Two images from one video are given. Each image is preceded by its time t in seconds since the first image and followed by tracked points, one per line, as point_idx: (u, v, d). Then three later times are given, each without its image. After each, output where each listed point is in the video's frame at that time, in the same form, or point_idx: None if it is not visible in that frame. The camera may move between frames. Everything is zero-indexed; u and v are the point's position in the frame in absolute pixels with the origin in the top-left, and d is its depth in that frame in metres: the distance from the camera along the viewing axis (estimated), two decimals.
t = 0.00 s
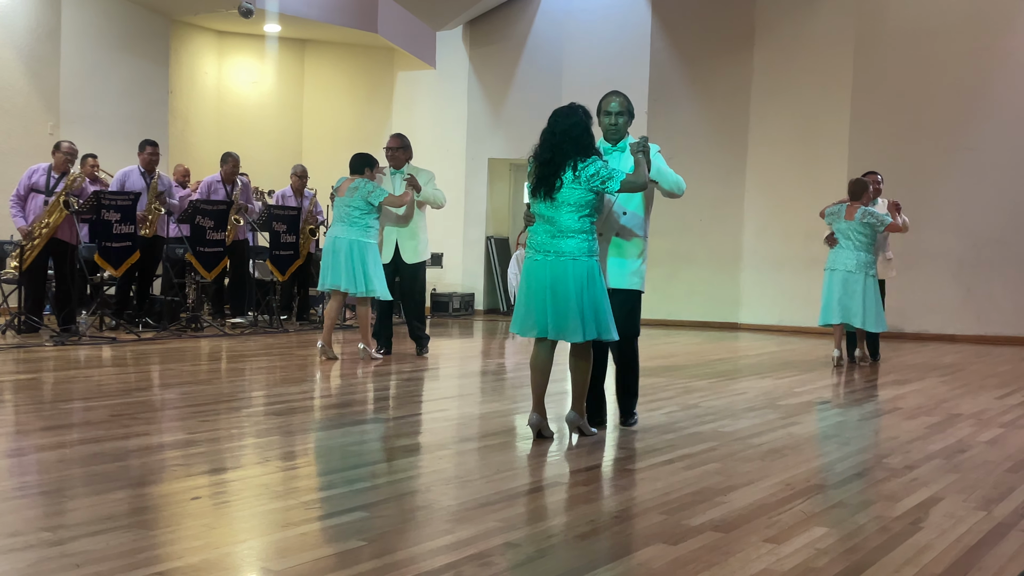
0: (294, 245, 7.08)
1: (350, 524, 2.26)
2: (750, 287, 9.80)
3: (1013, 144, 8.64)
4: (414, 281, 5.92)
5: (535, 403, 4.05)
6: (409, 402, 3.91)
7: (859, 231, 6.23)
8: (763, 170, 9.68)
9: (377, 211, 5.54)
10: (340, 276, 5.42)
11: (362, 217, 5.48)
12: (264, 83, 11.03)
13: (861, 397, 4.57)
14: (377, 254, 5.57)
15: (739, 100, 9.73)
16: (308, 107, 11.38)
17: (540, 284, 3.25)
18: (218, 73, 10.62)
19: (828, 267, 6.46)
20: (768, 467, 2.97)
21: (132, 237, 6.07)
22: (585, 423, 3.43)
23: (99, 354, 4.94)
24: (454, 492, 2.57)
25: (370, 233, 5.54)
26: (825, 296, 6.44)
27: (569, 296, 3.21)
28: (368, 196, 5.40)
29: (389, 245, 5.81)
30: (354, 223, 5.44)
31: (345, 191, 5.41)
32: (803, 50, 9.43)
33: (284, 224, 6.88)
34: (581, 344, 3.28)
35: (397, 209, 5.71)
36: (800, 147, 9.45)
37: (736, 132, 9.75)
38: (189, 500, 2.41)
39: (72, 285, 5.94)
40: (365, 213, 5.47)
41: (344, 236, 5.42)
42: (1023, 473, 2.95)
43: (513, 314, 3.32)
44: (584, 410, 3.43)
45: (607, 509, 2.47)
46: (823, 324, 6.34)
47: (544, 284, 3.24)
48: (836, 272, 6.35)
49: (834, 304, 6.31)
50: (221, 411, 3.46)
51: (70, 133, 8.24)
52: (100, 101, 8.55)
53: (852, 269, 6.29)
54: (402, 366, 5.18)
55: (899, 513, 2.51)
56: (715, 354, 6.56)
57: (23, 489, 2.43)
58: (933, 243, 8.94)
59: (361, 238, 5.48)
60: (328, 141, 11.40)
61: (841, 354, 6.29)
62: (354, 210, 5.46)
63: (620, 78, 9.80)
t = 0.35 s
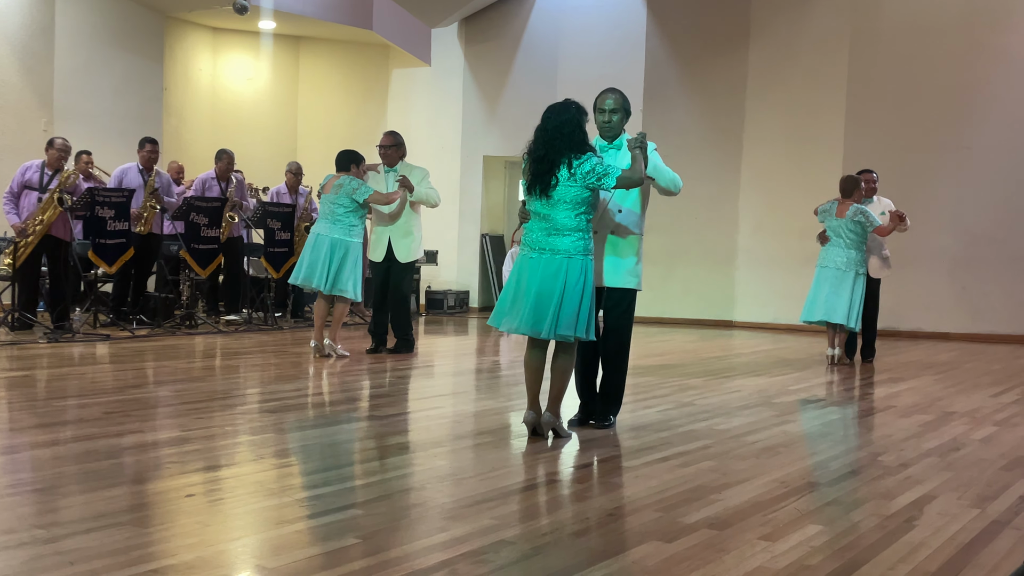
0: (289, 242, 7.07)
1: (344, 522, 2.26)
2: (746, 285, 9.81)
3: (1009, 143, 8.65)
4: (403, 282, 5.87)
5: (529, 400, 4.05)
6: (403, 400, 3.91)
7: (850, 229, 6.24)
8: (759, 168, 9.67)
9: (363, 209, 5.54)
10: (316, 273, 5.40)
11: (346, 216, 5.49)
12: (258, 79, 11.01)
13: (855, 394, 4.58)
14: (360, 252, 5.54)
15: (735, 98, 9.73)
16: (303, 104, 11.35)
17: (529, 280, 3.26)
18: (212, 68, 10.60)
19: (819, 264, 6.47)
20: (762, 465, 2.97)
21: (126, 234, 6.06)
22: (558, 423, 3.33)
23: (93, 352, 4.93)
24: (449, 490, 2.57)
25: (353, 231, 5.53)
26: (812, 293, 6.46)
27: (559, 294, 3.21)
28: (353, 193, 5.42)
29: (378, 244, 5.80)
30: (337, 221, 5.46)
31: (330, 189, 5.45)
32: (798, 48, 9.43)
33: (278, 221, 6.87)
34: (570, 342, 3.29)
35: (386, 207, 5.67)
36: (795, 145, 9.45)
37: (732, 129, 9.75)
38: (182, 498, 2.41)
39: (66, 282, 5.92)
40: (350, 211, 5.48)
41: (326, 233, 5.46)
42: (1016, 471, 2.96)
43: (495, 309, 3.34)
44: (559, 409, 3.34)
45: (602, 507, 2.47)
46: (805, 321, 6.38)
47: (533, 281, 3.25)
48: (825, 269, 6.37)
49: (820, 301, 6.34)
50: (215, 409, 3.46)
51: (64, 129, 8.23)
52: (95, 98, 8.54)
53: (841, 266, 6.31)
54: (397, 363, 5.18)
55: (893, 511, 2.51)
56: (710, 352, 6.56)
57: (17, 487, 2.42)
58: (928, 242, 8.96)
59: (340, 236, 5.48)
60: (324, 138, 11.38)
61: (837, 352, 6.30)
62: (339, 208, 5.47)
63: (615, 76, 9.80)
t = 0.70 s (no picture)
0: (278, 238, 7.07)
1: (331, 517, 2.25)
2: (736, 282, 9.84)
3: (998, 141, 8.70)
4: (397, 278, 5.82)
5: (517, 396, 4.04)
6: (392, 394, 3.91)
7: (841, 225, 6.26)
8: (750, 165, 9.68)
9: (356, 202, 5.54)
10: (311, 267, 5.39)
11: (338, 209, 5.50)
12: (248, 74, 10.98)
13: (843, 390, 4.60)
14: (353, 247, 5.56)
15: (726, 95, 9.74)
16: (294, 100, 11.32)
17: (529, 277, 3.27)
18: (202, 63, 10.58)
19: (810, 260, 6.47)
20: (751, 460, 2.98)
21: (114, 228, 6.05)
22: (548, 419, 3.32)
23: (81, 347, 4.91)
24: (438, 485, 2.57)
25: (346, 228, 5.54)
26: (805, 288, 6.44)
27: (559, 291, 3.21)
28: (346, 186, 5.43)
29: (373, 238, 5.78)
30: (329, 214, 5.46)
31: (322, 182, 5.45)
32: (788, 45, 9.45)
33: (267, 216, 6.87)
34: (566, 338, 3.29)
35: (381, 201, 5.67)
36: (786, 142, 9.47)
37: (722, 126, 9.76)
38: (170, 493, 2.40)
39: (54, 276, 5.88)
40: (342, 204, 5.48)
41: (319, 228, 5.44)
42: (1003, 466, 2.98)
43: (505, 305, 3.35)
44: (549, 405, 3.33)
45: (591, 502, 2.47)
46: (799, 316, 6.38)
47: (534, 278, 3.25)
48: (817, 265, 6.37)
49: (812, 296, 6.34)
50: (204, 404, 3.45)
51: (52, 124, 8.19)
52: (85, 93, 8.51)
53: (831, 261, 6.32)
54: (387, 358, 5.18)
55: (880, 506, 2.52)
56: (699, 348, 6.58)
57: (2, 481, 2.41)
58: (919, 239, 9.00)
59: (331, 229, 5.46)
60: (314, 134, 11.35)
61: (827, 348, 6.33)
62: (331, 201, 5.47)
63: (607, 73, 9.81)
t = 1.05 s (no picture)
0: (270, 235, 7.06)
1: (323, 515, 2.25)
2: (730, 280, 9.84)
3: (992, 141, 8.72)
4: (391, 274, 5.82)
5: (511, 394, 4.04)
6: (384, 392, 3.90)
7: (833, 224, 6.25)
8: (744, 164, 9.68)
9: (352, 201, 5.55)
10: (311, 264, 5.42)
11: (335, 207, 5.51)
12: (241, 71, 10.94)
13: (836, 388, 4.61)
14: (348, 244, 5.57)
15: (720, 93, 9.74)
16: (288, 98, 11.29)
17: (526, 276, 3.27)
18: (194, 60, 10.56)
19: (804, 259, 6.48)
20: (744, 458, 2.98)
21: (106, 226, 6.04)
22: (543, 412, 3.31)
23: (73, 344, 4.90)
24: (431, 483, 2.57)
25: (342, 221, 5.56)
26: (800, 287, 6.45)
27: (555, 288, 3.21)
28: (342, 187, 5.41)
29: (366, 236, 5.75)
30: (326, 212, 5.46)
31: (319, 181, 5.42)
32: (781, 43, 9.45)
33: (260, 213, 6.86)
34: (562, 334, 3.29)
35: (377, 204, 5.64)
36: (781, 141, 9.47)
37: (717, 124, 9.76)
38: (162, 490, 2.39)
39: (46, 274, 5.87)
40: (338, 203, 5.49)
41: (316, 223, 5.45)
42: (995, 464, 2.99)
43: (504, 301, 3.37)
44: (543, 399, 3.31)
45: (584, 500, 2.47)
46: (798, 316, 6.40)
47: (531, 276, 3.26)
48: (812, 263, 6.38)
49: (809, 294, 6.35)
50: (196, 401, 3.45)
51: (44, 121, 8.18)
52: (79, 90, 8.49)
53: (824, 259, 6.33)
54: (380, 356, 5.17)
55: (872, 504, 2.52)
56: (693, 346, 6.58)
57: None
58: (913, 238, 9.01)
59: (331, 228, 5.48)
60: (308, 131, 11.33)
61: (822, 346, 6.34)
62: (327, 200, 5.47)
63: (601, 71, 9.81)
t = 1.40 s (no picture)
0: (266, 234, 7.05)
1: (318, 513, 2.25)
2: (726, 280, 9.86)
3: (987, 140, 8.74)
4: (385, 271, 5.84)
5: (508, 392, 4.04)
6: (379, 391, 3.90)
7: (828, 222, 6.26)
8: (740, 163, 9.69)
9: (355, 201, 5.54)
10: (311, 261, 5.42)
11: (338, 207, 5.50)
12: (237, 70, 10.89)
13: (831, 387, 4.61)
14: (353, 243, 5.56)
15: (716, 92, 9.74)
16: (283, 97, 11.24)
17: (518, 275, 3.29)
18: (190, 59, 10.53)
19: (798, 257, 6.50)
20: (738, 457, 2.99)
21: (101, 224, 6.04)
22: (542, 397, 3.36)
23: (68, 342, 4.89)
24: (426, 481, 2.57)
25: (347, 221, 5.55)
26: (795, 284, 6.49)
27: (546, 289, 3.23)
28: (344, 186, 5.40)
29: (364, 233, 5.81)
30: (329, 212, 5.47)
31: (322, 180, 5.43)
32: (776, 43, 9.47)
33: (255, 212, 6.86)
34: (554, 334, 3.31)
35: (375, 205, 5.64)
36: (776, 140, 9.48)
37: (712, 123, 9.77)
38: (156, 489, 2.39)
39: (40, 271, 5.86)
40: (341, 202, 5.49)
41: (319, 223, 5.46)
42: (989, 463, 2.99)
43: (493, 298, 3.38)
44: (543, 385, 3.38)
45: (579, 498, 2.47)
46: (792, 313, 6.45)
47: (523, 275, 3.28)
48: (806, 261, 6.40)
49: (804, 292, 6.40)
50: (191, 399, 3.44)
51: (39, 119, 8.17)
52: (75, 89, 8.48)
53: (819, 257, 6.35)
54: (376, 355, 5.17)
55: (867, 502, 2.53)
56: (689, 345, 6.58)
57: None
58: (909, 237, 9.02)
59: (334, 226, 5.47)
60: (304, 130, 11.32)
61: (816, 345, 6.35)
62: (330, 199, 5.48)
63: (596, 70, 9.81)
